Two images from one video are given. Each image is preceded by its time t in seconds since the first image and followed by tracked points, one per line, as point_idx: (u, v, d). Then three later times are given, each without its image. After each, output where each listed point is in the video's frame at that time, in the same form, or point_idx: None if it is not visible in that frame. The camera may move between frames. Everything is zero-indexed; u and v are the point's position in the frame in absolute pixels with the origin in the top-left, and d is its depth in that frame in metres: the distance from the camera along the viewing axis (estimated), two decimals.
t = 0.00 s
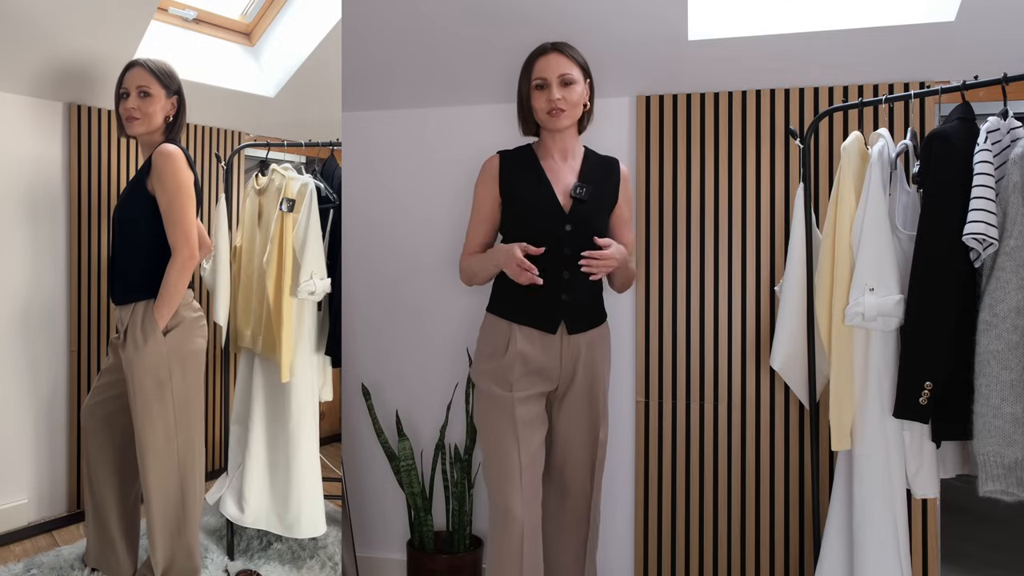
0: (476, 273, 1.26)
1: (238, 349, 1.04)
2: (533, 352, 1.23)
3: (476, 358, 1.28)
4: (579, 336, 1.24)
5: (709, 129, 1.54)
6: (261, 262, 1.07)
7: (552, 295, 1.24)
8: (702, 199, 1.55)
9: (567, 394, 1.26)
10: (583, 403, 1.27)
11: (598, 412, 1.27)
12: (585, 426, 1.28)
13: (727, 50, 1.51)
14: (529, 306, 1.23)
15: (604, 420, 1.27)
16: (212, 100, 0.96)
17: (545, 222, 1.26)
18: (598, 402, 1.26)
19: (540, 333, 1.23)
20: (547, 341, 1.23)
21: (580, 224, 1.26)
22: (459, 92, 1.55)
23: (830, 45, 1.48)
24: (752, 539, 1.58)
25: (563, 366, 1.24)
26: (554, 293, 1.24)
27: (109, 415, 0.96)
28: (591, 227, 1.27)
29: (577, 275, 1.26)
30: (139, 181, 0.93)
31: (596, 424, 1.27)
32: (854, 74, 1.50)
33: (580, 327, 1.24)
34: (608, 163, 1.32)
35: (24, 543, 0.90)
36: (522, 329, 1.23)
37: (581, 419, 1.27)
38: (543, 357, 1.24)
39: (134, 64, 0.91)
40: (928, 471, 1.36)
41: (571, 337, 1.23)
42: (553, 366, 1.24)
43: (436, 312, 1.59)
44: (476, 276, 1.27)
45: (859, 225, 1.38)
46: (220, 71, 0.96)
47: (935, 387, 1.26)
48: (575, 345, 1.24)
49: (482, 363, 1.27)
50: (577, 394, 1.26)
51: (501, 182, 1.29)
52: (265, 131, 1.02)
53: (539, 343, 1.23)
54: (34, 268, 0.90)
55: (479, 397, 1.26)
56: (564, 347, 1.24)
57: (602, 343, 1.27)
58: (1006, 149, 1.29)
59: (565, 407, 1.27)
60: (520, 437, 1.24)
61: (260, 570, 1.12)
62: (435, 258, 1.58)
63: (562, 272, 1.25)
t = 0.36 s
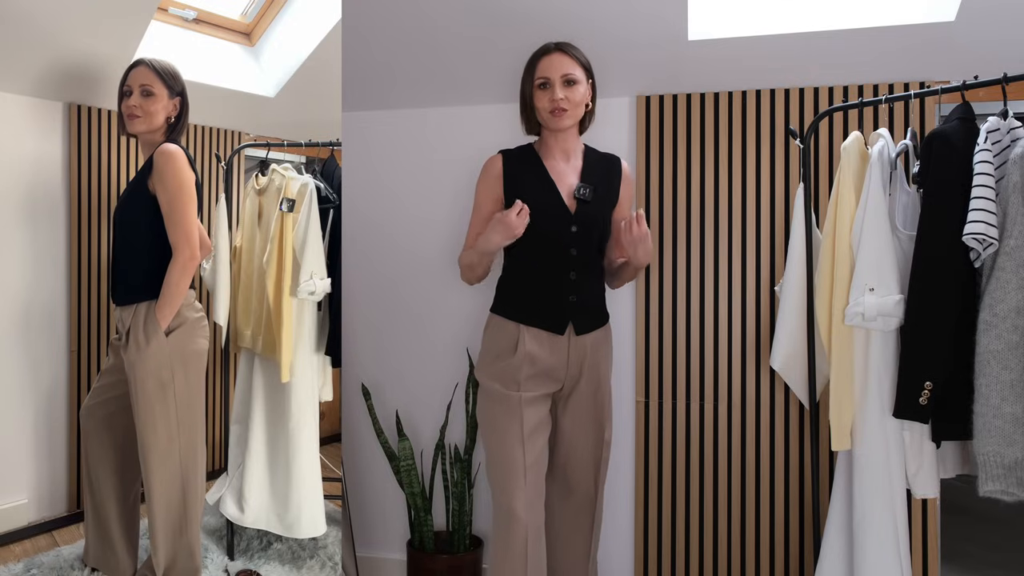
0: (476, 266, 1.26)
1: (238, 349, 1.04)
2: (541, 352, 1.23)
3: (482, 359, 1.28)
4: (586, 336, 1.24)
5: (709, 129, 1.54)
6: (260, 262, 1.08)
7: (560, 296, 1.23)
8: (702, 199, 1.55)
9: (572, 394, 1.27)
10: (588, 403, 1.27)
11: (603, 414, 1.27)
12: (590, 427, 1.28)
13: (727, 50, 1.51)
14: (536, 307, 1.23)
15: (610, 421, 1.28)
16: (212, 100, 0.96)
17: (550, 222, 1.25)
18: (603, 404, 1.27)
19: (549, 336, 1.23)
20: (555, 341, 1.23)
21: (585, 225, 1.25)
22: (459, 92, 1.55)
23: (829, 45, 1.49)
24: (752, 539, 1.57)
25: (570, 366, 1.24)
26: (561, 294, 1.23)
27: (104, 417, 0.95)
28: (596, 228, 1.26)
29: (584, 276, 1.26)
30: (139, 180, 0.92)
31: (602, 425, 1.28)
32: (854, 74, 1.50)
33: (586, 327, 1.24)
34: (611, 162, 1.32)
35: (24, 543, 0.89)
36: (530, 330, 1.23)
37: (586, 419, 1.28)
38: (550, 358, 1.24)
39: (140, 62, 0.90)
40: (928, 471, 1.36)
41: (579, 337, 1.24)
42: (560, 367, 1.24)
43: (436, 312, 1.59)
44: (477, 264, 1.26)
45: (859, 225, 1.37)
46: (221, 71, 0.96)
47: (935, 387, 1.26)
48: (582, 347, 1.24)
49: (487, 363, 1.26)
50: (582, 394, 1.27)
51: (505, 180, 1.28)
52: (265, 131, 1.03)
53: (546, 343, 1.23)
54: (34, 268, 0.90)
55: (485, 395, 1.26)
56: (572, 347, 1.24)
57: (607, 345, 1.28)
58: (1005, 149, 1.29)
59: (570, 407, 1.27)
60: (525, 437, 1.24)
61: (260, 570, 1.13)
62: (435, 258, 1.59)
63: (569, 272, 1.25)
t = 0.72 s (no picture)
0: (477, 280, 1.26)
1: (238, 349, 1.04)
2: (539, 351, 1.23)
3: (482, 360, 1.28)
4: (584, 336, 1.24)
5: (709, 129, 1.54)
6: (260, 262, 1.08)
7: (558, 296, 1.23)
8: (703, 198, 1.55)
9: (572, 393, 1.26)
10: (587, 401, 1.27)
11: (602, 412, 1.27)
12: (590, 426, 1.28)
13: (727, 50, 1.51)
14: (535, 306, 1.23)
15: (609, 419, 1.28)
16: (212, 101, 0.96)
17: (549, 221, 1.25)
18: (602, 402, 1.27)
19: (545, 333, 1.23)
20: (553, 341, 1.23)
21: (582, 224, 1.25)
22: (459, 92, 1.55)
23: (829, 45, 1.49)
24: (752, 539, 1.57)
25: (568, 365, 1.24)
26: (559, 294, 1.23)
27: (103, 416, 0.96)
28: (594, 227, 1.26)
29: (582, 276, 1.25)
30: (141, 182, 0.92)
31: (601, 423, 1.28)
32: (854, 74, 1.50)
33: (585, 327, 1.23)
34: (611, 161, 1.31)
35: (24, 543, 0.91)
36: (528, 328, 1.23)
37: (586, 418, 1.27)
38: (548, 357, 1.24)
39: (147, 62, 0.91)
40: (928, 471, 1.36)
41: (577, 337, 1.23)
42: (558, 366, 1.24)
43: (436, 313, 1.59)
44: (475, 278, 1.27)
45: (859, 225, 1.38)
46: (221, 71, 0.96)
47: (935, 387, 1.26)
48: (579, 345, 1.24)
49: (487, 363, 1.26)
50: (581, 392, 1.27)
51: (506, 182, 1.28)
52: (265, 131, 1.03)
53: (543, 343, 1.23)
54: (34, 269, 0.91)
55: (485, 395, 1.26)
56: (570, 346, 1.24)
57: (607, 343, 1.26)
58: (1005, 149, 1.29)
59: (570, 405, 1.27)
60: (525, 437, 1.24)
61: (260, 570, 1.14)
62: (435, 259, 1.59)
63: (567, 271, 1.25)
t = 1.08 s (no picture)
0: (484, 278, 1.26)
1: (238, 350, 1.04)
2: (536, 351, 1.23)
3: (481, 361, 1.28)
4: (581, 335, 1.24)
5: (709, 129, 1.54)
6: (260, 262, 1.08)
7: (554, 295, 1.23)
8: (702, 198, 1.55)
9: (570, 393, 1.27)
10: (585, 400, 1.27)
11: (601, 410, 1.27)
12: (588, 425, 1.28)
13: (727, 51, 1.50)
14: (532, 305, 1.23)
15: (607, 418, 1.27)
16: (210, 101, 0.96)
17: (546, 221, 1.25)
18: (601, 400, 1.26)
19: (540, 331, 1.23)
20: (549, 340, 1.24)
21: (579, 224, 1.25)
22: (460, 92, 1.56)
23: (830, 46, 1.48)
24: (752, 539, 1.57)
25: (565, 365, 1.24)
26: (556, 293, 1.23)
27: (104, 416, 0.96)
28: (591, 226, 1.26)
29: (578, 275, 1.25)
30: (149, 184, 0.94)
31: (599, 423, 1.27)
32: (854, 74, 1.50)
33: (583, 327, 1.23)
34: (611, 162, 1.31)
35: (24, 543, 0.92)
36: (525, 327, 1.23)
37: (585, 418, 1.27)
38: (545, 357, 1.24)
39: (154, 63, 0.93)
40: (928, 471, 1.36)
41: (573, 336, 1.23)
42: (555, 365, 1.24)
43: (436, 313, 1.59)
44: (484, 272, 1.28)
45: (859, 225, 1.38)
46: (221, 71, 0.96)
47: (935, 387, 1.26)
48: (577, 344, 1.24)
49: (485, 363, 1.27)
50: (580, 391, 1.26)
51: (505, 181, 1.29)
52: (266, 132, 1.03)
53: (540, 343, 1.24)
54: (35, 269, 0.91)
55: (484, 395, 1.27)
56: (567, 345, 1.24)
57: (606, 343, 1.26)
58: (1005, 149, 1.29)
59: (569, 405, 1.27)
60: (524, 436, 1.24)
61: (260, 570, 1.13)
62: (435, 259, 1.59)
63: (564, 270, 1.24)
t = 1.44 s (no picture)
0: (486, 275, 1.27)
1: (238, 350, 1.05)
2: (535, 351, 1.23)
3: (480, 363, 1.28)
4: (581, 336, 1.24)
5: (709, 129, 1.54)
6: (260, 262, 1.08)
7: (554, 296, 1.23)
8: (702, 198, 1.55)
9: (569, 392, 1.27)
10: (585, 399, 1.27)
11: (601, 409, 1.27)
12: (588, 425, 1.28)
13: (727, 50, 1.50)
14: (532, 306, 1.23)
15: (607, 418, 1.28)
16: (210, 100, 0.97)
17: (547, 222, 1.26)
18: (601, 399, 1.27)
19: (542, 335, 1.23)
20: (548, 340, 1.23)
21: (582, 226, 1.26)
22: (459, 92, 1.56)
23: (830, 46, 1.48)
24: (752, 539, 1.57)
25: (565, 365, 1.24)
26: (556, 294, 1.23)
27: (104, 417, 0.96)
28: (591, 228, 1.27)
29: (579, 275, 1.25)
30: (155, 185, 0.94)
31: (600, 422, 1.28)
32: (854, 74, 1.50)
33: (583, 327, 1.23)
34: (611, 164, 1.32)
35: (24, 543, 0.92)
36: (524, 328, 1.24)
37: (585, 417, 1.28)
38: (545, 357, 1.24)
39: (160, 64, 0.94)
40: (928, 471, 1.36)
41: (572, 336, 1.23)
42: (555, 365, 1.24)
43: (436, 313, 1.59)
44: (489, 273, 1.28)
45: (859, 225, 1.38)
46: (221, 71, 0.97)
47: (935, 387, 1.26)
48: (577, 344, 1.24)
49: (485, 363, 1.27)
50: (579, 390, 1.26)
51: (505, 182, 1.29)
52: (265, 132, 1.03)
53: (540, 343, 1.24)
54: (35, 270, 0.91)
55: (484, 395, 1.27)
56: (566, 346, 1.24)
57: (606, 343, 1.26)
58: (1005, 149, 1.29)
59: (568, 404, 1.27)
60: (524, 436, 1.24)
61: (260, 570, 1.13)
62: (434, 259, 1.58)
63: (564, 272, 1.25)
